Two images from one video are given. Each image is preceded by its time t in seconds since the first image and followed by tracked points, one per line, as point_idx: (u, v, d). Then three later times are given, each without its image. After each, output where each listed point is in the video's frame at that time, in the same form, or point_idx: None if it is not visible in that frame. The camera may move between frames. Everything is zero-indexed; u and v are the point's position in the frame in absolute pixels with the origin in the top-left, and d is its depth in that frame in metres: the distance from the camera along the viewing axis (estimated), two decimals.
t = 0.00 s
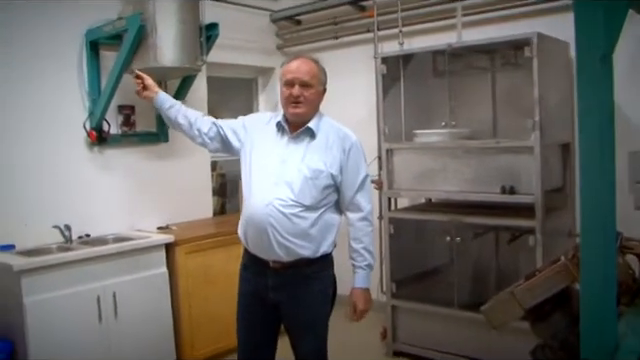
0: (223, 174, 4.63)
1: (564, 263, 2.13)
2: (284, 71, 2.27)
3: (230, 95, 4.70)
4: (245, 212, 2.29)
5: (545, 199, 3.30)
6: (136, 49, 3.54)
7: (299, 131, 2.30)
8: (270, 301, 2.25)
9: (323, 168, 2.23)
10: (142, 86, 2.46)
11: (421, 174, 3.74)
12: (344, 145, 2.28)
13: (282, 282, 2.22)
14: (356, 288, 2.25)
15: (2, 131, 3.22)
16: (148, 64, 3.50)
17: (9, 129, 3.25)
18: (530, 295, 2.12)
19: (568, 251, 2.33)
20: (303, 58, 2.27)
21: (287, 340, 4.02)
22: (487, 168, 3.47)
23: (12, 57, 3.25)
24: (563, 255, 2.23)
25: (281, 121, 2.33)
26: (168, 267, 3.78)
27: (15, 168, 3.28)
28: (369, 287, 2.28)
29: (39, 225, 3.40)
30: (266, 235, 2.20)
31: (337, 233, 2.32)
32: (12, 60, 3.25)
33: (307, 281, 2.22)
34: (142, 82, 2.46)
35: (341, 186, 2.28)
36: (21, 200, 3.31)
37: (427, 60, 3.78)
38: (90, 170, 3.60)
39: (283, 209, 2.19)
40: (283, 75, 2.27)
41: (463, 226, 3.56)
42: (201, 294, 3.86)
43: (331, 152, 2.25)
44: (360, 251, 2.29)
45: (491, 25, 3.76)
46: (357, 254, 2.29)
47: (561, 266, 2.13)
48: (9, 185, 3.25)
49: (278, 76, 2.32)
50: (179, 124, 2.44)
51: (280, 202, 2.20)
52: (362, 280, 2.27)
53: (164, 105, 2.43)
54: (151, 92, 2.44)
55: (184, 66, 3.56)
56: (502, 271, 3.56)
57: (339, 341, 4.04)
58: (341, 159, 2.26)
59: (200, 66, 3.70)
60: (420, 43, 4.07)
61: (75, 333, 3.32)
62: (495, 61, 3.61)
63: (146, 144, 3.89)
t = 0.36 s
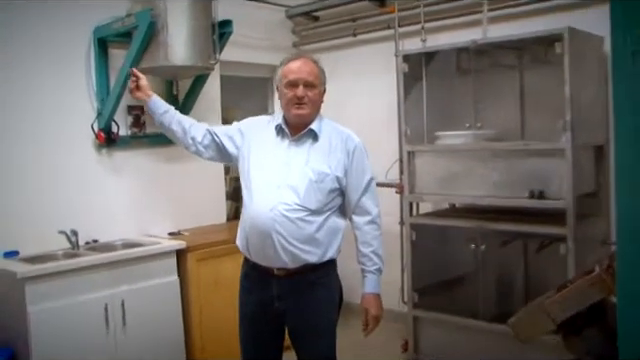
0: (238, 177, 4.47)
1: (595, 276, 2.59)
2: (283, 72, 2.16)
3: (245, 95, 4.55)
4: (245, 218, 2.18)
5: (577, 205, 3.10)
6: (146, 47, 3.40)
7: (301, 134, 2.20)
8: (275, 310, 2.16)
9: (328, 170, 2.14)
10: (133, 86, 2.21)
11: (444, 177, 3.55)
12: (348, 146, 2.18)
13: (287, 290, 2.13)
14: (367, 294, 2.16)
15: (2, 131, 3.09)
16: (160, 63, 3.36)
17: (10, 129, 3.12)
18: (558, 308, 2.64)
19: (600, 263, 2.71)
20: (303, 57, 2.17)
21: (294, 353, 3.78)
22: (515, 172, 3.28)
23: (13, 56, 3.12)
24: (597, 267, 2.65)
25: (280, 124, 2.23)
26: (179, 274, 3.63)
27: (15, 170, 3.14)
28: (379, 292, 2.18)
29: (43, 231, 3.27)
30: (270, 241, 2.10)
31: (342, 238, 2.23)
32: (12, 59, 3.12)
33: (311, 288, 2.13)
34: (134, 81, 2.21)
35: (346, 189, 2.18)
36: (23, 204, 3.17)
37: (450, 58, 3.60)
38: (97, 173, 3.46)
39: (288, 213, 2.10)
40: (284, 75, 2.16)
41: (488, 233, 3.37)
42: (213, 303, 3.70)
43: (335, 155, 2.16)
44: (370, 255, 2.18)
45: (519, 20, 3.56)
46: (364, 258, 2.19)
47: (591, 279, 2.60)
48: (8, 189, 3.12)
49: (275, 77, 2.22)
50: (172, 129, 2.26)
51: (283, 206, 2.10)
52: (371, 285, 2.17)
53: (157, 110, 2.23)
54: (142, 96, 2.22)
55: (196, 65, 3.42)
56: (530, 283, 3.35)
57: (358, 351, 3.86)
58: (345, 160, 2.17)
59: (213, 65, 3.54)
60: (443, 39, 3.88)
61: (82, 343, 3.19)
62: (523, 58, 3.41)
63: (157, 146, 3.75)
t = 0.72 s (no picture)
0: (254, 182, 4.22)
1: None
2: (277, 73, 2.10)
3: (261, 95, 4.29)
4: (243, 227, 2.09)
5: (627, 212, 2.81)
6: (155, 45, 3.18)
7: (298, 137, 2.14)
8: (277, 324, 2.09)
9: (331, 175, 2.09)
10: (116, 91, 2.01)
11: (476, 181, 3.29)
12: (348, 149, 2.14)
13: (289, 301, 2.06)
14: (365, 302, 2.10)
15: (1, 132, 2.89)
16: (170, 63, 3.14)
17: (9, 129, 2.91)
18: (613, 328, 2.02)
19: None
20: (297, 58, 2.11)
21: None
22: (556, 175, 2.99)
23: (13, 54, 2.92)
24: None
25: (275, 127, 2.17)
26: (192, 287, 3.40)
27: (15, 173, 2.93)
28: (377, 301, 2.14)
29: (46, 242, 3.06)
30: (275, 251, 2.02)
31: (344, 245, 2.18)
32: (12, 59, 2.91)
33: (315, 298, 2.07)
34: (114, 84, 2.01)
35: (347, 194, 2.13)
36: (25, 211, 2.97)
37: (482, 53, 3.31)
38: (104, 179, 3.24)
39: (292, 220, 2.03)
40: (279, 76, 2.09)
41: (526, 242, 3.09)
42: (228, 317, 3.47)
43: (336, 159, 2.11)
44: (369, 262, 2.13)
45: (557, 10, 3.27)
46: (363, 266, 2.14)
47: None
48: (8, 193, 2.91)
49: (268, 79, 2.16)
50: (158, 137, 2.07)
51: (288, 213, 2.03)
52: (370, 294, 2.12)
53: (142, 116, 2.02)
54: (122, 102, 2.02)
55: (208, 64, 3.20)
56: (571, 297, 3.03)
57: None
58: (347, 164, 2.12)
59: (227, 64, 3.31)
60: (474, 32, 3.57)
61: None
62: (563, 51, 3.12)
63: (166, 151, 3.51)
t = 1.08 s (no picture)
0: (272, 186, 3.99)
1: None
2: (269, 74, 2.00)
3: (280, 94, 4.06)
4: (245, 238, 1.99)
5: None
6: (168, 39, 2.98)
7: (297, 141, 2.03)
8: (288, 335, 2.01)
9: (335, 176, 1.98)
10: (98, 98, 1.83)
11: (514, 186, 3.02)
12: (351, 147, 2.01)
13: (300, 312, 1.99)
14: (377, 307, 2.01)
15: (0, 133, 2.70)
16: (184, 58, 2.94)
17: (9, 130, 2.73)
18: None
19: None
20: (290, 56, 2.01)
21: None
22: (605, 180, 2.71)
23: (12, 52, 2.74)
24: None
25: (271, 131, 2.06)
26: (208, 298, 3.19)
27: (18, 175, 2.74)
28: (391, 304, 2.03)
29: (51, 251, 2.87)
30: (280, 262, 1.93)
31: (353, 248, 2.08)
32: (12, 59, 2.73)
33: (325, 308, 1.99)
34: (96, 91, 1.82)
35: (353, 195, 2.01)
36: (28, 217, 2.78)
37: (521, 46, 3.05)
38: (112, 184, 3.06)
39: (297, 229, 1.93)
40: (272, 76, 1.98)
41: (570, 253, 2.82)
42: (246, 330, 3.25)
43: (339, 158, 1.99)
44: (379, 265, 2.02)
45: None
46: (374, 267, 2.03)
47: None
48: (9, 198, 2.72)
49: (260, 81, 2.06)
50: (147, 147, 1.95)
51: (291, 223, 1.93)
52: (383, 298, 2.02)
53: (129, 125, 1.89)
54: (106, 111, 1.84)
55: (224, 59, 2.98)
56: (622, 312, 2.76)
57: None
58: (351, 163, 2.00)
59: (244, 59, 3.10)
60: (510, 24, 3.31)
61: None
62: (611, 43, 2.84)
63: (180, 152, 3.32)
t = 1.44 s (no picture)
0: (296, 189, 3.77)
1: None
2: (274, 73, 1.92)
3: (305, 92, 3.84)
4: (265, 248, 1.90)
5: None
6: (183, 32, 2.78)
7: (310, 141, 1.94)
8: (313, 348, 1.92)
9: (356, 176, 1.88)
10: (99, 117, 1.80)
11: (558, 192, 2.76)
12: (372, 143, 1.91)
13: (328, 323, 1.89)
14: (411, 312, 1.89)
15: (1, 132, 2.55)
16: (200, 52, 2.73)
17: (10, 130, 2.58)
18: None
19: None
20: (293, 53, 1.92)
21: None
22: None
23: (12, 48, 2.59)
24: None
25: (283, 133, 1.97)
26: (224, 309, 2.98)
27: (19, 177, 2.59)
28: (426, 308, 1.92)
29: (57, 259, 2.71)
30: (303, 270, 1.84)
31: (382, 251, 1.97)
32: (12, 57, 2.58)
33: (352, 318, 1.89)
34: (97, 110, 1.79)
35: (377, 194, 1.90)
36: (32, 221, 2.62)
37: (567, 38, 2.79)
38: (123, 186, 2.88)
39: (320, 235, 1.84)
40: (278, 76, 1.90)
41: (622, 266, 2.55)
42: (265, 344, 3.02)
43: (360, 156, 1.90)
44: (410, 267, 1.90)
45: None
46: (404, 270, 1.91)
47: None
48: (8, 201, 2.57)
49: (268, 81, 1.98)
50: (158, 163, 1.91)
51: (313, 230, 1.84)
52: (418, 303, 1.90)
53: (135, 142, 1.84)
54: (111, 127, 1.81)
55: (244, 53, 2.77)
56: None
57: None
58: (373, 160, 1.90)
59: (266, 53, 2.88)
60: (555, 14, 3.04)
61: None
62: None
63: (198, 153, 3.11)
